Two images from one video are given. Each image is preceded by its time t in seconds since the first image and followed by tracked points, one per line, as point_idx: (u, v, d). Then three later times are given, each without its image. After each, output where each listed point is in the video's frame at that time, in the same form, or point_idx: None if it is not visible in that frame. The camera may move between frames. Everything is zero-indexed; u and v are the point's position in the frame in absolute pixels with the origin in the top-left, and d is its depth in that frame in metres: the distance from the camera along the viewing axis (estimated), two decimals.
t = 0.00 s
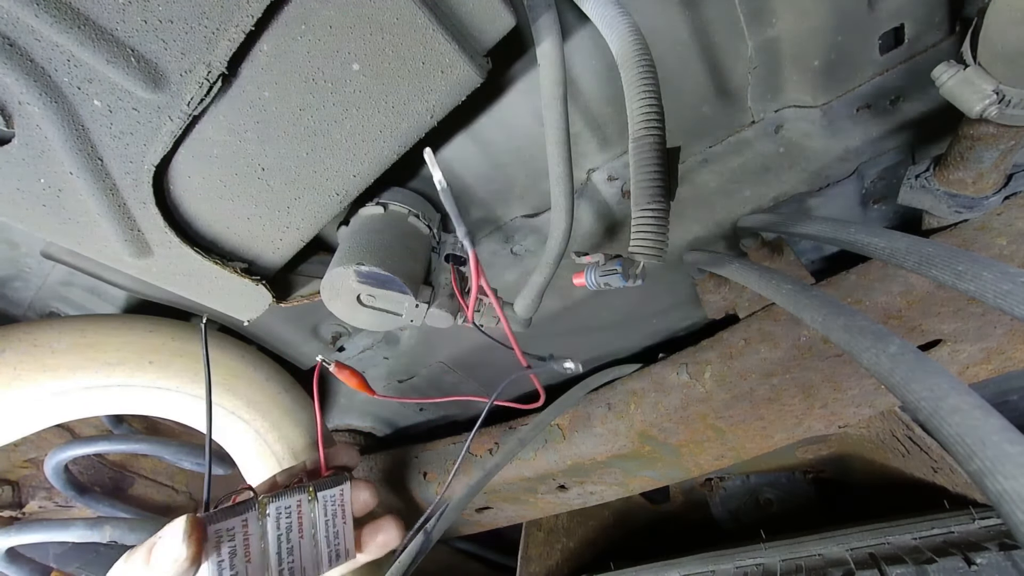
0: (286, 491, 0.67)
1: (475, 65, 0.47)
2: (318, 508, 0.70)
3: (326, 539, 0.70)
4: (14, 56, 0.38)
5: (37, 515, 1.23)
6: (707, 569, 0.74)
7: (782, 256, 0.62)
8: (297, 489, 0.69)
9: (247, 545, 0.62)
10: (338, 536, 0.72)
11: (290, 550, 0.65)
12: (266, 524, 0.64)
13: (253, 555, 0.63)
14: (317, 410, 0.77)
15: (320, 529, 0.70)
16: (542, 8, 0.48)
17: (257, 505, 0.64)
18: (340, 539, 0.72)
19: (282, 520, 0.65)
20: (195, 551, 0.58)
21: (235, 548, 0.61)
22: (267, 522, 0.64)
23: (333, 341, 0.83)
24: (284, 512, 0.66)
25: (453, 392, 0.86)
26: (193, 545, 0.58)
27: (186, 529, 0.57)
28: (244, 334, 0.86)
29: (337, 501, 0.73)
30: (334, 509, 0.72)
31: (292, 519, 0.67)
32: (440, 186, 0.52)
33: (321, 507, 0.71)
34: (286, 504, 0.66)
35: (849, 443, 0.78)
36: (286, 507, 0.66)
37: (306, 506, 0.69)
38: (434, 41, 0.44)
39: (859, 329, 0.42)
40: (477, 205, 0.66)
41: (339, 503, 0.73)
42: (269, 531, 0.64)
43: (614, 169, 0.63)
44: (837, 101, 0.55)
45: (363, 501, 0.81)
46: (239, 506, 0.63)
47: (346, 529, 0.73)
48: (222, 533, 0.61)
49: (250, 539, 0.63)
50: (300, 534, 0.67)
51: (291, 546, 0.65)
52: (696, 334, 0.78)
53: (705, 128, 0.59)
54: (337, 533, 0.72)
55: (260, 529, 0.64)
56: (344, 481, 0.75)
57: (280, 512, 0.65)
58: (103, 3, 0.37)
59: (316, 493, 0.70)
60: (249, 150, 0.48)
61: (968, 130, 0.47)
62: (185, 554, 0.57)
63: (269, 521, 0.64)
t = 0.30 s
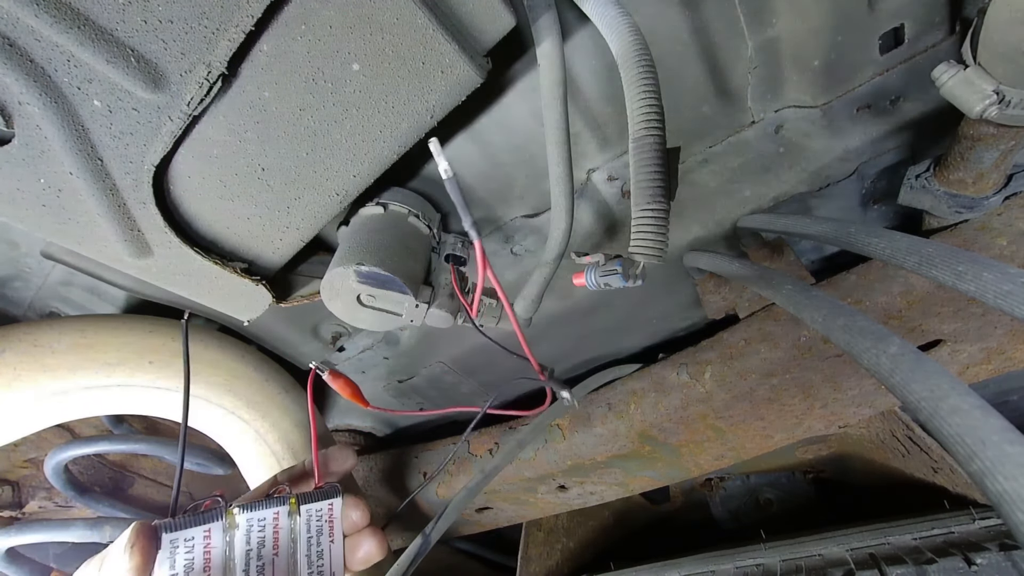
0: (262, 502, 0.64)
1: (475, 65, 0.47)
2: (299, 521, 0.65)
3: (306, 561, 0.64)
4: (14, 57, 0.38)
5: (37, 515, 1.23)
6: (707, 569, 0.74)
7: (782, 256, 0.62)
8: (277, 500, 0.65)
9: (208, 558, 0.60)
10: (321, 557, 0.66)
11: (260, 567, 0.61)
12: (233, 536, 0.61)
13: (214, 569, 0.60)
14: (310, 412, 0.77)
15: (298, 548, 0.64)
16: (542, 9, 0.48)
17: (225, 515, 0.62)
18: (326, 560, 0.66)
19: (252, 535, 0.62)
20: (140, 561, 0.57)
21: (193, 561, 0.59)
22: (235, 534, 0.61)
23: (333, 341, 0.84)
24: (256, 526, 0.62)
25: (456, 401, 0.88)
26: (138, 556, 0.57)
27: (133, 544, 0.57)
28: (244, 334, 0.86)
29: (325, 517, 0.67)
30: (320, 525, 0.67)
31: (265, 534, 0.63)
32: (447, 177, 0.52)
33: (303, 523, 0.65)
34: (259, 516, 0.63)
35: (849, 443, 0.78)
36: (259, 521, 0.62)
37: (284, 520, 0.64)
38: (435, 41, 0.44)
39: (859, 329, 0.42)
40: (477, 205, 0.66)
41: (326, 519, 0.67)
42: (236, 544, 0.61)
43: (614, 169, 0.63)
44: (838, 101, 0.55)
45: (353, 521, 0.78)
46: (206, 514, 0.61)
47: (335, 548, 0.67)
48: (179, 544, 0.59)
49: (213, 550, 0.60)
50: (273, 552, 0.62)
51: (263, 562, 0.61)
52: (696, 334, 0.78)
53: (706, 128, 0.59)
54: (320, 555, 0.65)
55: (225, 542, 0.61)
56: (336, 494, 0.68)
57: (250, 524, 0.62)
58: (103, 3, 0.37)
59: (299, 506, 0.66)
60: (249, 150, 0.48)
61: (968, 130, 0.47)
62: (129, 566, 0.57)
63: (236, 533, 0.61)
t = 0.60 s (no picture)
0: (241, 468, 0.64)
1: (475, 65, 0.47)
2: (278, 482, 0.65)
3: (288, 513, 0.65)
4: (14, 57, 0.38)
5: (36, 515, 1.22)
6: (707, 569, 0.74)
7: (782, 256, 0.61)
8: (255, 465, 0.65)
9: (200, 524, 0.60)
10: (302, 510, 0.66)
11: (249, 525, 0.63)
12: (219, 503, 0.61)
13: (207, 534, 0.60)
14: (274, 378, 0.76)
15: (281, 504, 0.65)
16: (542, 9, 0.48)
17: (208, 484, 0.62)
18: (307, 513, 0.67)
19: (235, 498, 0.62)
20: (139, 535, 0.57)
21: (186, 527, 0.59)
22: (220, 500, 0.61)
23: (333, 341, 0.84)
24: (239, 489, 0.63)
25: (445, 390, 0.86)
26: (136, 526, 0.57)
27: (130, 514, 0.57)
28: (244, 333, 0.86)
29: (299, 477, 0.67)
30: (297, 483, 0.67)
31: (248, 495, 0.63)
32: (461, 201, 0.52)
33: (281, 483, 0.66)
34: (240, 481, 0.63)
35: (849, 443, 0.78)
36: (242, 485, 0.63)
37: (264, 483, 0.64)
38: (434, 41, 0.44)
39: (859, 329, 0.42)
40: (477, 204, 0.66)
41: (301, 479, 0.67)
42: (223, 509, 0.61)
43: (614, 169, 0.63)
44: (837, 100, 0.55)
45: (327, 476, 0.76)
46: (190, 484, 0.61)
47: (314, 502, 0.68)
48: (170, 513, 0.59)
49: (202, 519, 0.60)
50: (259, 510, 0.63)
51: (251, 522, 0.63)
52: (696, 333, 0.78)
53: (706, 128, 0.59)
54: (301, 508, 0.66)
55: (212, 508, 0.61)
56: (309, 454, 0.69)
57: (233, 490, 0.62)
58: (103, 3, 0.37)
59: (276, 469, 0.66)
60: (249, 150, 0.48)
61: (968, 130, 0.47)
62: (129, 537, 0.57)
63: (221, 499, 0.61)
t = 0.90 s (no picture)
0: (189, 441, 0.56)
1: (475, 65, 0.47)
2: (232, 462, 0.58)
3: (240, 496, 0.57)
4: (14, 57, 0.38)
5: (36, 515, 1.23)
6: (706, 569, 0.74)
7: (782, 256, 0.61)
8: (206, 440, 0.57)
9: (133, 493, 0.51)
10: (258, 493, 0.59)
11: (189, 502, 0.53)
12: (157, 475, 0.53)
13: (139, 505, 0.51)
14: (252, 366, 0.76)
15: (233, 485, 0.57)
16: (542, 9, 0.48)
17: (149, 453, 0.53)
18: (264, 497, 0.59)
19: (178, 471, 0.54)
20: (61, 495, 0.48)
21: (116, 494, 0.50)
22: (160, 473, 0.53)
23: (333, 341, 0.83)
24: (180, 463, 0.54)
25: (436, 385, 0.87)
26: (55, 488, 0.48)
27: (51, 472, 0.48)
28: (244, 333, 0.86)
29: (258, 457, 0.61)
30: (254, 464, 0.60)
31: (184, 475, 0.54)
32: (460, 183, 0.59)
33: (236, 462, 0.58)
34: (186, 454, 0.55)
35: (849, 443, 0.78)
36: (185, 458, 0.54)
37: (212, 460, 0.56)
38: (434, 41, 0.44)
39: (859, 330, 0.42)
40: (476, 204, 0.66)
41: (260, 459, 0.61)
42: (162, 486, 0.52)
43: (614, 169, 0.63)
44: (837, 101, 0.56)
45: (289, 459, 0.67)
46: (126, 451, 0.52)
47: (272, 487, 0.60)
48: (99, 478, 0.50)
49: (136, 487, 0.51)
50: (201, 488, 0.55)
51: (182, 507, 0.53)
52: (696, 333, 0.78)
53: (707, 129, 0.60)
54: (256, 491, 0.59)
55: (149, 477, 0.52)
56: (272, 437, 0.63)
57: (177, 463, 0.54)
58: (103, 3, 0.37)
59: (229, 446, 0.58)
60: (249, 150, 0.48)
61: (968, 130, 0.48)
62: (45, 496, 0.48)
63: (161, 471, 0.53)
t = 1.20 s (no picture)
0: (203, 449, 0.56)
1: (475, 65, 0.47)
2: (245, 472, 0.58)
3: (252, 507, 0.57)
4: (14, 57, 0.38)
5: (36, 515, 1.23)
6: (706, 569, 0.74)
7: (782, 256, 0.60)
8: (221, 448, 0.57)
9: (145, 500, 0.51)
10: (269, 505, 0.59)
11: (199, 512, 0.53)
12: (170, 482, 0.53)
13: (151, 512, 0.51)
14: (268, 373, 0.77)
15: (244, 496, 0.57)
16: (542, 8, 0.48)
17: (164, 460, 0.53)
18: (273, 509, 0.59)
19: (192, 481, 0.54)
20: (67, 495, 0.50)
21: (129, 499, 0.50)
22: (173, 482, 0.53)
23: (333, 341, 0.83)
24: (192, 472, 0.54)
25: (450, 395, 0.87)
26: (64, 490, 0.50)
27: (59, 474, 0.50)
28: (243, 334, 0.86)
29: (272, 469, 0.61)
30: (267, 475, 0.60)
31: (195, 484, 0.54)
32: (453, 168, 0.54)
33: (249, 473, 0.58)
34: (200, 463, 0.55)
35: (849, 442, 0.78)
36: (198, 468, 0.55)
37: (225, 470, 0.56)
38: (435, 42, 0.44)
39: (859, 330, 0.42)
40: (477, 204, 0.66)
41: (273, 471, 0.61)
42: (174, 494, 0.53)
43: (614, 169, 0.63)
44: (839, 100, 0.57)
45: (304, 471, 0.72)
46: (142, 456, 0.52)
47: (284, 499, 0.60)
48: (113, 483, 0.49)
49: (149, 495, 0.51)
50: (212, 497, 0.55)
51: (192, 517, 0.53)
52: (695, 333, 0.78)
53: (707, 127, 0.61)
54: (268, 504, 0.59)
55: (163, 485, 0.52)
56: (286, 448, 0.63)
57: (190, 471, 0.54)
58: (103, 3, 0.37)
59: (243, 457, 0.58)
60: (249, 150, 0.48)
61: (968, 130, 0.48)
62: (55, 497, 0.50)
63: (175, 479, 0.53)
